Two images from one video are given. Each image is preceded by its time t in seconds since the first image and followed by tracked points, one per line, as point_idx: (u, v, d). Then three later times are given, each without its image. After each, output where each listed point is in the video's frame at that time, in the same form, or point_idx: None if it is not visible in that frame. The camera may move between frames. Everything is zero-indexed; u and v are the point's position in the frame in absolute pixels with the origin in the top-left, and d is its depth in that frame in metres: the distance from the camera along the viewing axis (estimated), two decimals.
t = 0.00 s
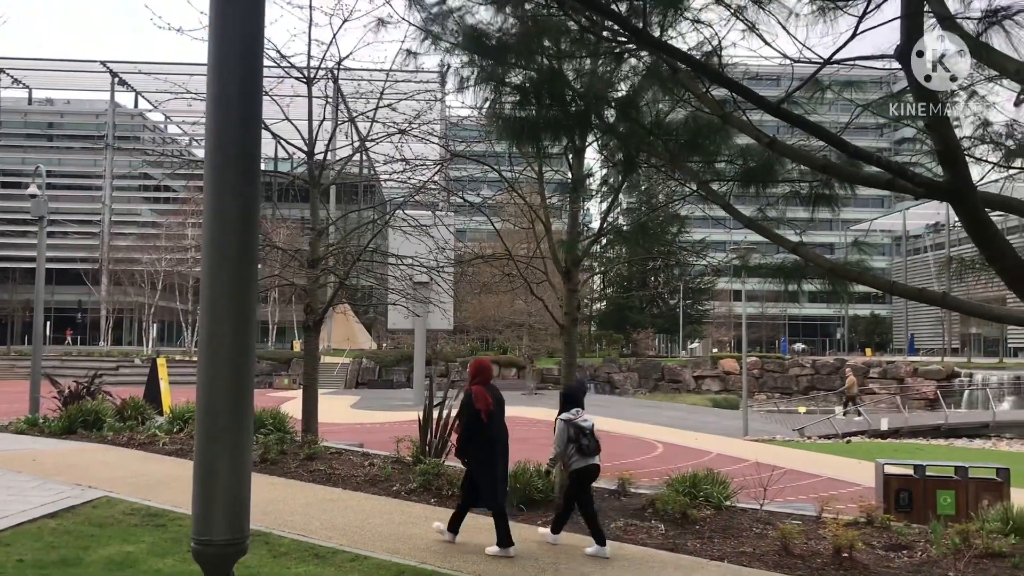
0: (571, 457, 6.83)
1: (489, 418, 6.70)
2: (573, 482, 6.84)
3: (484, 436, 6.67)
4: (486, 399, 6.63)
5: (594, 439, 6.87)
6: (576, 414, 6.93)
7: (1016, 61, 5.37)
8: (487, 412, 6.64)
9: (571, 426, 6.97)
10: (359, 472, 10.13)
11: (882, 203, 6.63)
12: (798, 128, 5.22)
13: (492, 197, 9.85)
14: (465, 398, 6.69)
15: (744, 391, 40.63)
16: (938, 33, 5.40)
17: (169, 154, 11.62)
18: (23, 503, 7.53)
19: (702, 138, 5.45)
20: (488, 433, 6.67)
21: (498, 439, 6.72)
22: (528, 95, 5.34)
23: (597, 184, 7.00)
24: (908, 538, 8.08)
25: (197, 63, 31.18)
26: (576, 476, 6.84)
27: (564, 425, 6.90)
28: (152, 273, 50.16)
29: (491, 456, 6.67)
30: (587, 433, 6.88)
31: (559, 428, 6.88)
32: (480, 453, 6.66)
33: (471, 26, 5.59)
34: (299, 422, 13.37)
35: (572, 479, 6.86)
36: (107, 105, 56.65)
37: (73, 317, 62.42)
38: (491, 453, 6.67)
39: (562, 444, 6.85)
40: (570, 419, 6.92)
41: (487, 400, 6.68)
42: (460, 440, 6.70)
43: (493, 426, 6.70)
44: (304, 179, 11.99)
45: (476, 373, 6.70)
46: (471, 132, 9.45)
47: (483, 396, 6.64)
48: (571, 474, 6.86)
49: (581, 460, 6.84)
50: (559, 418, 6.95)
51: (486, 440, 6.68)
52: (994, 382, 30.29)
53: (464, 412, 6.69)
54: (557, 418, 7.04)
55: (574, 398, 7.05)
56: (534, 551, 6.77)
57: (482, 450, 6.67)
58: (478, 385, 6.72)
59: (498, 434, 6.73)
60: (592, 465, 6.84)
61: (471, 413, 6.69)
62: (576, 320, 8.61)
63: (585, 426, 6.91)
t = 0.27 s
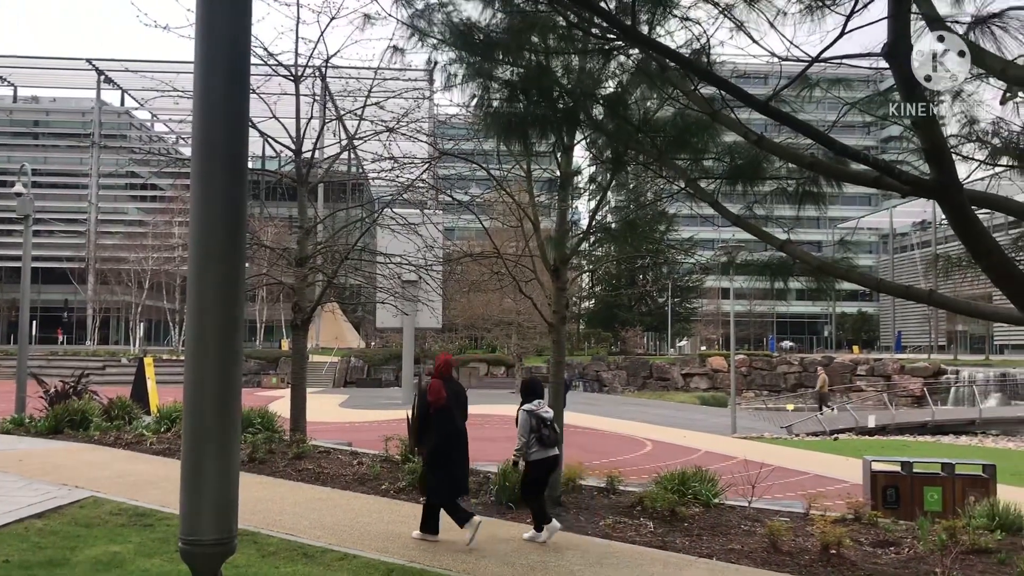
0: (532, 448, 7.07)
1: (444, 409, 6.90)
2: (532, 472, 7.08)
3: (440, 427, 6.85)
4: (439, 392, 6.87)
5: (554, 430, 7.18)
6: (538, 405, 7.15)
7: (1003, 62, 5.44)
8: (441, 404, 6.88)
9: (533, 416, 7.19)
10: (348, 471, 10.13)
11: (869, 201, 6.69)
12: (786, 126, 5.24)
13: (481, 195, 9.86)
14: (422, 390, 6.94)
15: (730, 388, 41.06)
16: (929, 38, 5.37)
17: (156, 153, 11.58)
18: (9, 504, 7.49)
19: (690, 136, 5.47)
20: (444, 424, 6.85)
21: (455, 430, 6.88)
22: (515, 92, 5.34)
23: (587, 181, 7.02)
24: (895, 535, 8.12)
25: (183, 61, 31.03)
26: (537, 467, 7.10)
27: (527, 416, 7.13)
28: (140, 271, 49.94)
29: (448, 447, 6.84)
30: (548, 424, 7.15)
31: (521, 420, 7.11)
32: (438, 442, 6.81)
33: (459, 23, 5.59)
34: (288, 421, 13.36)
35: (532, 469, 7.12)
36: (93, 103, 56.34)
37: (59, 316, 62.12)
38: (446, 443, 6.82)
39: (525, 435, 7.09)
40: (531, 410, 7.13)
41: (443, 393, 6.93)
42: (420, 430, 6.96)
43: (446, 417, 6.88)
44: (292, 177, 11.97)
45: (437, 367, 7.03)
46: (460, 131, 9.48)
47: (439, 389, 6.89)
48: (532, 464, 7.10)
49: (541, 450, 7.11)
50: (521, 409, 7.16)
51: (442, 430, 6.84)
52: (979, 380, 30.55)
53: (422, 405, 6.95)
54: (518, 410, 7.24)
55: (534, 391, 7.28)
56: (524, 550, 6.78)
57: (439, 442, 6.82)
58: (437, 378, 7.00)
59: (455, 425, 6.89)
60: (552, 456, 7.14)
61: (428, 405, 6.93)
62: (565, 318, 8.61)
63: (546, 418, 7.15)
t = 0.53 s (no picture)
0: (503, 445, 7.13)
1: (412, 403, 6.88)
2: (503, 468, 7.14)
3: (409, 420, 6.87)
4: (408, 386, 6.88)
5: (526, 428, 7.21)
6: (510, 403, 7.18)
7: (993, 59, 5.47)
8: (409, 398, 6.87)
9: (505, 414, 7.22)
10: (340, 469, 10.13)
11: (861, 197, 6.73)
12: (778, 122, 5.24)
13: (473, 193, 9.87)
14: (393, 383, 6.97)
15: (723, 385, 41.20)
16: (920, 35, 5.37)
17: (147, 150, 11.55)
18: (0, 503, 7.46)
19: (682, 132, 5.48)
20: (413, 418, 6.86)
21: (424, 425, 6.88)
22: (507, 87, 5.34)
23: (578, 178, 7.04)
24: (886, 531, 8.16)
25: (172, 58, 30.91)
26: (508, 464, 7.15)
27: (499, 414, 7.17)
28: (131, 270, 49.80)
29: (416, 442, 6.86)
30: (520, 421, 7.17)
31: (493, 417, 7.15)
32: (406, 436, 6.83)
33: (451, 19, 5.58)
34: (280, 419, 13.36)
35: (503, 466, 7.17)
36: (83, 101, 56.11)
37: (50, 314, 61.92)
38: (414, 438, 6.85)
39: (497, 432, 7.13)
40: (505, 407, 7.17)
41: (412, 387, 6.93)
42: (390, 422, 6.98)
43: (416, 411, 6.87)
44: (284, 175, 11.96)
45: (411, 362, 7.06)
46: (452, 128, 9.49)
47: (408, 383, 6.90)
48: (503, 461, 7.16)
49: (512, 447, 7.17)
50: (493, 406, 7.19)
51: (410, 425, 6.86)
52: (969, 376, 30.75)
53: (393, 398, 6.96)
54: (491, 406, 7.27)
55: (507, 388, 7.31)
56: (517, 547, 6.78)
57: (409, 437, 6.84)
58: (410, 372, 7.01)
59: (426, 420, 6.88)
60: (523, 453, 7.20)
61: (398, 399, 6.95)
62: (557, 315, 8.62)
63: (518, 415, 7.18)
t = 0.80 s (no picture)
0: (460, 437, 7.17)
1: (368, 400, 7.01)
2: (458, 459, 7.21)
3: (364, 418, 7.00)
4: (364, 382, 7.02)
5: (482, 420, 7.23)
6: (466, 396, 7.18)
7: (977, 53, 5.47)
8: (364, 394, 7.03)
9: (462, 406, 7.22)
10: (326, 465, 10.14)
11: (846, 191, 6.77)
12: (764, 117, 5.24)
13: (460, 188, 9.88)
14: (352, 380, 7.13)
15: (708, 380, 41.41)
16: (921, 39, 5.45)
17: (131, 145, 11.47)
18: None
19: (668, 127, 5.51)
20: (369, 414, 6.98)
21: (379, 423, 6.97)
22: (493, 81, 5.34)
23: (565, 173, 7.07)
24: (871, 524, 8.23)
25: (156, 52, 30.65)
26: (463, 454, 7.23)
27: (455, 407, 7.16)
28: (116, 265, 49.50)
29: (374, 438, 6.95)
30: (476, 414, 7.18)
31: (449, 411, 7.13)
32: (363, 433, 6.96)
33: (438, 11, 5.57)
34: (266, 415, 13.35)
35: (459, 456, 7.25)
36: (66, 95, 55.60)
37: (33, 310, 61.51)
38: (371, 434, 6.95)
39: (453, 426, 7.14)
40: (460, 401, 7.17)
41: (369, 383, 7.07)
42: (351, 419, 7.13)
43: (372, 407, 6.98)
44: (270, 170, 11.93)
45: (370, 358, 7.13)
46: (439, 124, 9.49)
47: (363, 380, 7.04)
48: (459, 452, 7.23)
49: (468, 439, 7.21)
50: (449, 399, 7.18)
51: (367, 421, 6.98)
52: (952, 371, 31.01)
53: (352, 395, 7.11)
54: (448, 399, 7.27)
55: (464, 381, 7.29)
56: (504, 542, 6.79)
57: (364, 435, 6.96)
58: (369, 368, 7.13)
59: (380, 417, 6.96)
60: (480, 443, 7.25)
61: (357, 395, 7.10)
62: (544, 311, 8.61)
63: (474, 408, 7.19)
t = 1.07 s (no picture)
0: (426, 431, 7.23)
1: (331, 392, 7.15)
2: (427, 455, 7.23)
3: (328, 410, 7.12)
4: (327, 374, 7.19)
5: (449, 415, 7.31)
6: (432, 391, 7.32)
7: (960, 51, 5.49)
8: (328, 385, 7.19)
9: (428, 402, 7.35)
10: (311, 462, 10.13)
11: (832, 189, 6.81)
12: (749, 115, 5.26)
13: (445, 185, 9.89)
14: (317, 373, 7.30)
15: (693, 377, 41.57)
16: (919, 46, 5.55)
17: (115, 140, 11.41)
18: None
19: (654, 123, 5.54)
20: (332, 405, 7.09)
21: (341, 413, 7.06)
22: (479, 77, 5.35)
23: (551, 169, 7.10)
24: (854, 520, 8.29)
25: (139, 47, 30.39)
26: (432, 451, 7.25)
27: (421, 403, 7.30)
28: (99, 261, 49.13)
29: (337, 429, 7.03)
30: (442, 408, 7.29)
31: (415, 405, 7.29)
32: (326, 424, 7.07)
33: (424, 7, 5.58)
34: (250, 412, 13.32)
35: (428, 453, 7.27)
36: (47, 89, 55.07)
37: (14, 306, 60.99)
38: (333, 425, 7.03)
39: (419, 420, 7.25)
40: (425, 395, 7.31)
41: (333, 376, 7.24)
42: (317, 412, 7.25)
43: (334, 398, 7.12)
44: (254, 166, 11.90)
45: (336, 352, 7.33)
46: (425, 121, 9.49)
47: (327, 372, 7.22)
48: (427, 449, 7.25)
49: (436, 435, 7.26)
50: (414, 395, 7.35)
51: (331, 413, 7.08)
52: (934, 368, 31.33)
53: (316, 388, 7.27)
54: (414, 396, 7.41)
55: (430, 377, 7.46)
56: (489, 539, 6.79)
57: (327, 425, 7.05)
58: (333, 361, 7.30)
59: (343, 408, 7.06)
60: (448, 439, 7.29)
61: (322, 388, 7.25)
62: (530, 308, 8.61)
63: (440, 402, 7.30)
